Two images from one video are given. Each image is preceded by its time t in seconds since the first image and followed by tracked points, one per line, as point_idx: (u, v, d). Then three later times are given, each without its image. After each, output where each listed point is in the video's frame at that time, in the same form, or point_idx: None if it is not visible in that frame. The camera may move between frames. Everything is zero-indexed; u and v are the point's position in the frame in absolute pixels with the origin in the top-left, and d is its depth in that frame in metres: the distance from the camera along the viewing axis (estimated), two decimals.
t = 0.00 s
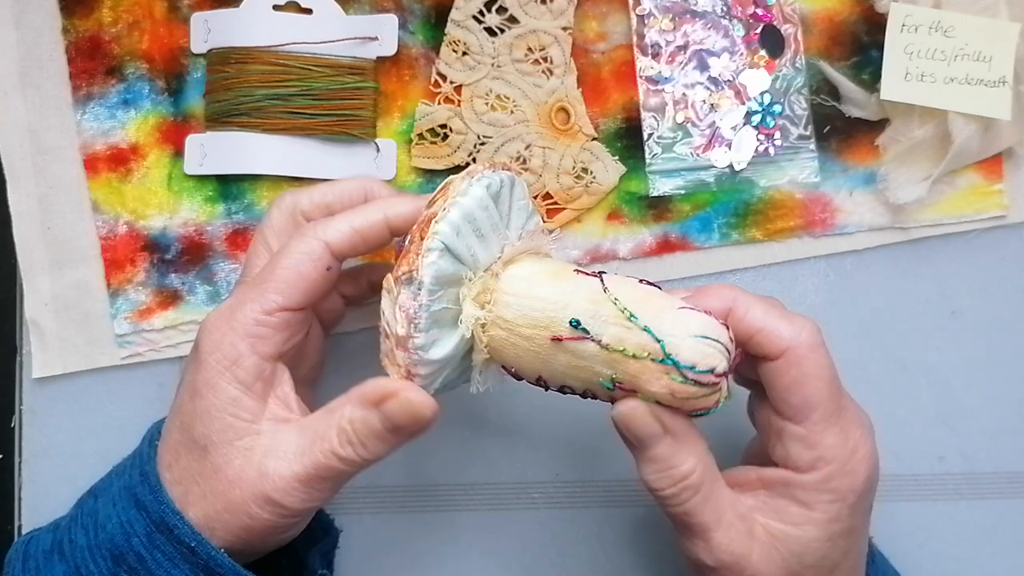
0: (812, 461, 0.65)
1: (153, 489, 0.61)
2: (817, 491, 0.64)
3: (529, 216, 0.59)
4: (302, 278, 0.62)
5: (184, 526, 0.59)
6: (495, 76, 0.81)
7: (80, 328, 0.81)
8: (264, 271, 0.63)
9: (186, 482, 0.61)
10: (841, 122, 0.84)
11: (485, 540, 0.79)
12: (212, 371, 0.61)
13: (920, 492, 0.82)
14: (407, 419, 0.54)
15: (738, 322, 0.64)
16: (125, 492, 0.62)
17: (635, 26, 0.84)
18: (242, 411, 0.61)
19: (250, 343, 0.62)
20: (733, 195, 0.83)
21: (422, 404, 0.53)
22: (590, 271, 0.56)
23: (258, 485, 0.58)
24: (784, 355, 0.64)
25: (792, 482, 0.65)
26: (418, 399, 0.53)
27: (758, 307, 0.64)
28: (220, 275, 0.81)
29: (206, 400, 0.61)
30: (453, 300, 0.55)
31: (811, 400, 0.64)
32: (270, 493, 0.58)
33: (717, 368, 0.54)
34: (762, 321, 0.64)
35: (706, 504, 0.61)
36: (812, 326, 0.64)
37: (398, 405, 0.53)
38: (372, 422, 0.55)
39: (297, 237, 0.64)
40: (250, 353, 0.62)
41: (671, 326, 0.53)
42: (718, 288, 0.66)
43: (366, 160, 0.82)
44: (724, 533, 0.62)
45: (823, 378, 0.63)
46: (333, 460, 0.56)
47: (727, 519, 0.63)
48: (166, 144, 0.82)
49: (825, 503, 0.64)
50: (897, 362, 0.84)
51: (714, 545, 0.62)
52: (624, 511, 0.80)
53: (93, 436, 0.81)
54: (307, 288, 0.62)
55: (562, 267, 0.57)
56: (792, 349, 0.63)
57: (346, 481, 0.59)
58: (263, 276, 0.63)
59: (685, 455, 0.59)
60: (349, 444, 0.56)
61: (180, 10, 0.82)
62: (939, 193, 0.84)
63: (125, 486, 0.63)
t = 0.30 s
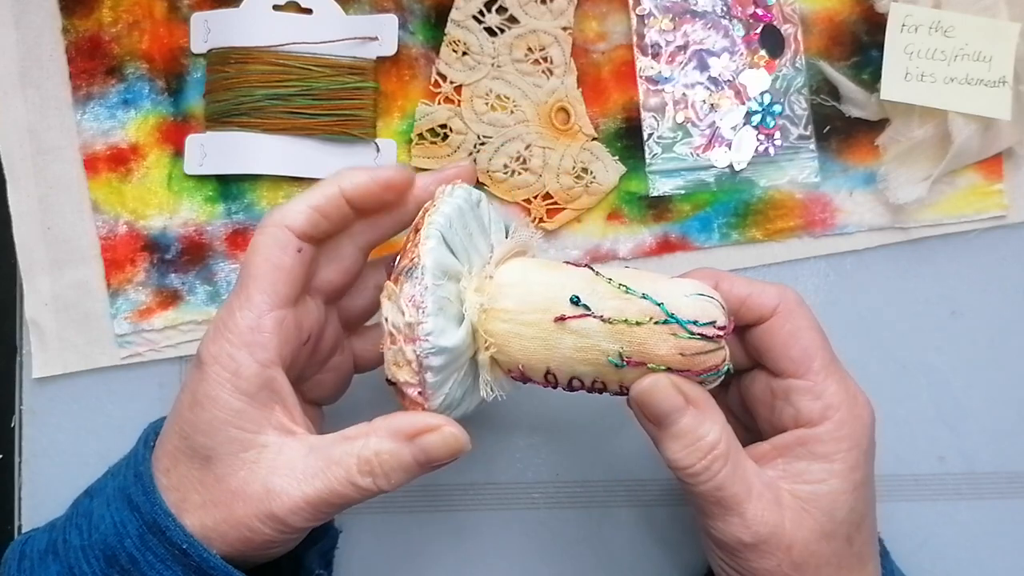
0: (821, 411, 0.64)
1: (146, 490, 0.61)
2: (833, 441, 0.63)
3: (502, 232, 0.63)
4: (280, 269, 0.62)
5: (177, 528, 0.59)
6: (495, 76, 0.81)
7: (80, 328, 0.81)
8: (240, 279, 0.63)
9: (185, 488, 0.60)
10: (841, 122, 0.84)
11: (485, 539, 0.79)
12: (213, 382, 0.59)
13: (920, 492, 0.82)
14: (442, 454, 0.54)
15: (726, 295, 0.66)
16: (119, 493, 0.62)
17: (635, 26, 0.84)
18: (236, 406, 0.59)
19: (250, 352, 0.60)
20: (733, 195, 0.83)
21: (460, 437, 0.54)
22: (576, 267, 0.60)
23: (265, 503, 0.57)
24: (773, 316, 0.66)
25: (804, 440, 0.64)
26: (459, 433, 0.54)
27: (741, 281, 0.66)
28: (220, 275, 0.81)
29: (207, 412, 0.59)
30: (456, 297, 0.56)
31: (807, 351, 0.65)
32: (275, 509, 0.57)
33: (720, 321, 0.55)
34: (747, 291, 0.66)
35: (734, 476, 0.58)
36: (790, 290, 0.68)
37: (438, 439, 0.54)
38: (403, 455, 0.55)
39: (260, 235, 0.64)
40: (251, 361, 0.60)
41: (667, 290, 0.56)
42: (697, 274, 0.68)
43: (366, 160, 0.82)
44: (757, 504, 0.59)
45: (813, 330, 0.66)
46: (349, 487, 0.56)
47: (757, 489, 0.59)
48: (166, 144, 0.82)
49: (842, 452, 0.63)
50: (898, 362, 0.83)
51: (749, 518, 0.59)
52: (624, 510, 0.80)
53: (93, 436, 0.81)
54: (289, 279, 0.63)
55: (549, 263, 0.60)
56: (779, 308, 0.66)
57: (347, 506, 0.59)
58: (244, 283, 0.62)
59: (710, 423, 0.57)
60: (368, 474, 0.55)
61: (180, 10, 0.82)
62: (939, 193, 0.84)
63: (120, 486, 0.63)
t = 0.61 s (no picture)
0: (808, 447, 0.62)
1: (143, 486, 0.61)
2: (817, 479, 0.61)
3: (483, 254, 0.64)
4: (290, 269, 0.62)
5: (172, 524, 0.59)
6: (495, 76, 0.81)
7: (80, 328, 0.81)
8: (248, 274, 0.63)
9: (177, 480, 0.60)
10: (841, 122, 0.84)
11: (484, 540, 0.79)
12: (213, 372, 0.60)
13: (920, 492, 0.82)
14: (416, 445, 0.52)
15: (750, 297, 0.63)
16: (116, 489, 0.62)
17: (635, 26, 0.84)
18: (234, 404, 0.60)
19: (251, 345, 0.61)
20: (733, 195, 0.83)
21: (430, 424, 0.52)
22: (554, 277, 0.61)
23: (243, 493, 0.57)
24: (789, 336, 0.62)
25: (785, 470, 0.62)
26: (429, 422, 0.52)
27: (773, 285, 0.63)
28: (220, 275, 0.81)
29: (208, 416, 0.59)
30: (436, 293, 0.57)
31: (812, 381, 0.62)
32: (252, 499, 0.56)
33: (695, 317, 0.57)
34: (772, 299, 0.62)
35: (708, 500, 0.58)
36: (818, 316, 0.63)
37: (407, 424, 0.52)
38: (374, 445, 0.53)
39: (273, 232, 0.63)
40: (251, 354, 0.61)
41: (643, 292, 0.57)
42: (738, 254, 0.64)
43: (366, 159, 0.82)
44: (730, 530, 0.59)
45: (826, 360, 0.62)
46: (321, 481, 0.55)
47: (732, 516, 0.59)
48: (166, 144, 0.82)
49: (825, 490, 0.61)
50: (898, 362, 0.84)
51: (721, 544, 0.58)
52: (623, 511, 0.80)
53: (93, 436, 0.81)
54: (298, 278, 0.62)
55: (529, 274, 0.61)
56: (796, 332, 0.62)
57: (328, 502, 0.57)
58: (252, 277, 0.62)
59: (683, 453, 0.56)
60: (340, 466, 0.54)
61: (180, 10, 0.82)
62: (939, 193, 0.84)
63: (116, 483, 0.63)
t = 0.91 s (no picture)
0: (796, 465, 0.60)
1: (138, 477, 0.60)
2: (804, 492, 0.60)
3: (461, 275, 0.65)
4: (291, 258, 0.64)
5: (168, 514, 0.58)
6: (495, 76, 0.81)
7: (80, 328, 0.81)
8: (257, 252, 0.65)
9: (170, 466, 0.60)
10: (841, 122, 0.84)
11: (485, 540, 0.79)
12: (205, 351, 0.62)
13: (920, 492, 0.82)
14: (356, 398, 0.51)
15: (719, 326, 0.57)
16: (113, 483, 0.62)
17: (635, 26, 0.84)
18: (229, 392, 0.61)
19: (242, 322, 0.63)
20: (733, 195, 0.83)
21: (364, 382, 0.50)
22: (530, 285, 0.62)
23: (230, 462, 0.58)
24: (760, 366, 0.58)
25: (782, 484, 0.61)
26: (364, 376, 0.50)
27: (743, 307, 0.57)
28: (220, 275, 0.81)
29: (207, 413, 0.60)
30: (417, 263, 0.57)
31: (792, 407, 0.58)
32: (237, 469, 0.57)
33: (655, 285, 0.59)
34: (744, 325, 0.57)
35: (703, 489, 0.62)
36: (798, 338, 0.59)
37: (341, 383, 0.51)
38: (327, 401, 0.53)
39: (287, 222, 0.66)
40: (242, 332, 0.63)
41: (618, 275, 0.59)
42: (712, 270, 0.57)
43: (366, 160, 0.82)
44: (720, 526, 0.62)
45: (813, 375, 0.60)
46: (294, 441, 0.55)
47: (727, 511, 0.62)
48: (166, 144, 0.82)
49: (815, 502, 0.60)
50: (898, 362, 0.83)
51: (713, 541, 0.61)
52: (623, 511, 0.80)
53: (93, 435, 0.81)
54: (296, 269, 0.64)
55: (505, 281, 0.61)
56: (769, 361, 0.57)
57: (314, 464, 0.57)
58: (256, 258, 0.65)
59: (677, 440, 0.61)
60: (308, 424, 0.54)
61: (180, 10, 0.82)
62: (939, 193, 0.84)
63: (113, 476, 0.63)
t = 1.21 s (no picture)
0: (835, 431, 0.62)
1: (140, 478, 0.60)
2: (844, 458, 0.62)
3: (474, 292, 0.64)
4: (306, 267, 0.64)
5: (170, 515, 0.59)
6: (495, 76, 0.81)
7: (80, 328, 0.81)
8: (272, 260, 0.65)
9: (171, 465, 0.60)
10: (841, 122, 0.84)
11: (484, 540, 0.79)
12: (213, 352, 0.62)
13: (921, 492, 0.82)
14: (334, 386, 0.51)
15: (753, 295, 0.61)
16: (113, 483, 0.62)
17: (635, 26, 0.84)
18: (232, 393, 0.61)
19: (252, 326, 0.63)
20: (733, 195, 0.83)
21: (340, 371, 0.50)
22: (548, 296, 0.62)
23: (230, 459, 0.58)
24: (798, 327, 0.61)
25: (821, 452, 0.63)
26: (342, 365, 0.50)
27: (775, 275, 0.61)
28: (220, 275, 0.81)
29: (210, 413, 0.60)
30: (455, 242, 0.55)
31: (829, 369, 0.62)
32: (238, 466, 0.58)
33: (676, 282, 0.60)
34: (778, 292, 0.61)
35: (742, 471, 0.60)
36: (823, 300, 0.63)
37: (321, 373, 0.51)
38: (314, 391, 0.53)
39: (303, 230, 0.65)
40: (251, 337, 0.63)
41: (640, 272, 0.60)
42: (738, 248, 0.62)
43: (366, 159, 0.82)
44: (761, 505, 0.61)
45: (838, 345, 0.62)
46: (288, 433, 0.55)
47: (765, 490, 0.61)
48: (166, 144, 0.82)
49: (853, 469, 0.62)
50: (898, 362, 0.83)
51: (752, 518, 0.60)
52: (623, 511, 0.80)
53: (93, 435, 0.81)
54: (311, 277, 0.64)
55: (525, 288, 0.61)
56: (805, 323, 0.61)
57: (313, 456, 0.58)
58: (270, 265, 0.65)
59: (715, 421, 0.59)
60: (301, 415, 0.55)
61: (180, 10, 0.82)
62: (939, 193, 0.84)
63: (114, 477, 0.63)
